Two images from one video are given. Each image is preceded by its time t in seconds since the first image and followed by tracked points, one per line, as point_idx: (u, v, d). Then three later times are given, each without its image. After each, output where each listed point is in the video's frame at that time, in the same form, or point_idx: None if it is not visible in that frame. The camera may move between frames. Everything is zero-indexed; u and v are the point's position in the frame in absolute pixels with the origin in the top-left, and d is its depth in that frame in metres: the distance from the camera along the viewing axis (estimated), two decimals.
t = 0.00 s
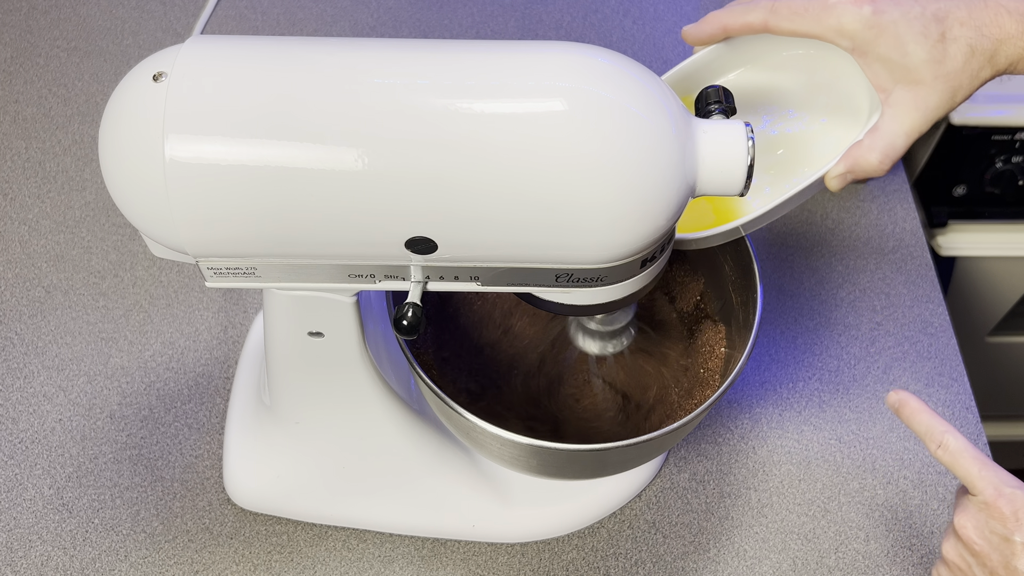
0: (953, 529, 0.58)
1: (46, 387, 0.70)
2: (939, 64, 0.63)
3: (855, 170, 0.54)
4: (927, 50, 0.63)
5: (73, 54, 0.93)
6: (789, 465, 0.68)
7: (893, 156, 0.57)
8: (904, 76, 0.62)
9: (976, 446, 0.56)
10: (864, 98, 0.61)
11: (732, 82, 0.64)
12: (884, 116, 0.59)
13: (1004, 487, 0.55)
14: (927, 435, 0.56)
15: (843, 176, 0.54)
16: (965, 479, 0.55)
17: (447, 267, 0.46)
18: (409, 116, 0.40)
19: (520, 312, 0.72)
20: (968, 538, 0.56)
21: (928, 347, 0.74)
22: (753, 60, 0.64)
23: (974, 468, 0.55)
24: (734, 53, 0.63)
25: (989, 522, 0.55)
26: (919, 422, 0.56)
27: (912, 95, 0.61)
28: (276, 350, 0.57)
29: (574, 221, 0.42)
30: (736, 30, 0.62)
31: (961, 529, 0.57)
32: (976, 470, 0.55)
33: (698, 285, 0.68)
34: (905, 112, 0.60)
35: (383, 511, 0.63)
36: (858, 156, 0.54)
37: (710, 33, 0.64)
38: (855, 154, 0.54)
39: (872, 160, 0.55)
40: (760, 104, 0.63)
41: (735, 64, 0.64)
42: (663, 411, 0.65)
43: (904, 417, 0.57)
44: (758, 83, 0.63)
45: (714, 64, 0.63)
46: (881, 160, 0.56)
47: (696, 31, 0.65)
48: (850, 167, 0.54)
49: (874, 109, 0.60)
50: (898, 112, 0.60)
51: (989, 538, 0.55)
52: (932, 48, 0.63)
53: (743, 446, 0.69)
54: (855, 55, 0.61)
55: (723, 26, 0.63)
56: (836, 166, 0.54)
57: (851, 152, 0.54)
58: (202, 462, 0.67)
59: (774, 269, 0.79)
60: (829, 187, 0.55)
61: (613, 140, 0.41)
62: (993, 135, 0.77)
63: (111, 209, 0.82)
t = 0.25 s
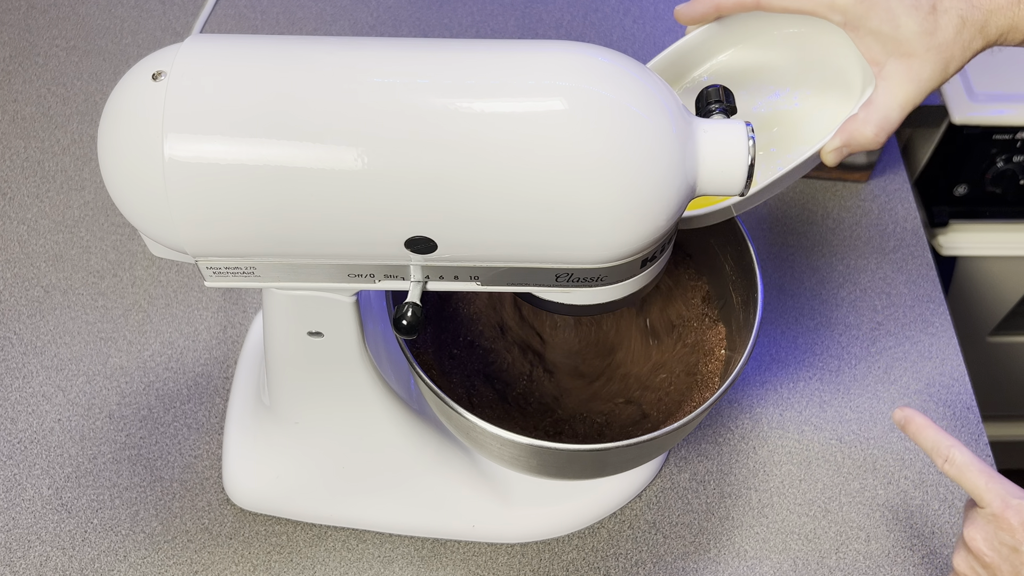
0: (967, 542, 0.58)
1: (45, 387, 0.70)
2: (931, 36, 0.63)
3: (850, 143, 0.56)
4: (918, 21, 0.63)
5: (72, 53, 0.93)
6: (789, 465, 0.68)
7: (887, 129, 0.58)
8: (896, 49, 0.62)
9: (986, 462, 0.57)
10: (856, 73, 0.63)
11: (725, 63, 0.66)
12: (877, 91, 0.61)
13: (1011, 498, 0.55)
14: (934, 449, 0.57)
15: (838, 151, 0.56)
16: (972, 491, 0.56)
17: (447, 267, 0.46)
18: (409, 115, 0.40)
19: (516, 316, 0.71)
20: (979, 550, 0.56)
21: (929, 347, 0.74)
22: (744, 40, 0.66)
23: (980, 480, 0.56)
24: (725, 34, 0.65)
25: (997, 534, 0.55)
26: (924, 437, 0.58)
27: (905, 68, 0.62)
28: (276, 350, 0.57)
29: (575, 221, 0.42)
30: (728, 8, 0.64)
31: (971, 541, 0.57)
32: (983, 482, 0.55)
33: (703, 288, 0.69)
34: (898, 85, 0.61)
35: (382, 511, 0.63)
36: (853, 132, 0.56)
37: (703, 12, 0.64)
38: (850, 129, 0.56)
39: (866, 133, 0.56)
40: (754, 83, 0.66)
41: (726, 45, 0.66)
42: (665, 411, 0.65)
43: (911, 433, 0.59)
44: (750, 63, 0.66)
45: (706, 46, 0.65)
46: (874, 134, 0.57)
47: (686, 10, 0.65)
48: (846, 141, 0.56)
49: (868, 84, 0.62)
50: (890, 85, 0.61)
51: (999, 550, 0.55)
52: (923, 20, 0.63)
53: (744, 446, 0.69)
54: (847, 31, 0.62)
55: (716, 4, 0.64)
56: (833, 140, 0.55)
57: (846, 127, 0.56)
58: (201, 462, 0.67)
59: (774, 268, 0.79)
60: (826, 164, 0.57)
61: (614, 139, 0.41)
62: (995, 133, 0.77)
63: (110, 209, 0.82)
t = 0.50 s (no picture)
0: (969, 561, 0.58)
1: (44, 387, 0.70)
2: (922, 19, 0.64)
3: (848, 131, 0.56)
4: (909, 5, 0.64)
5: (71, 53, 0.93)
6: (790, 466, 0.68)
7: (886, 112, 0.58)
8: (889, 34, 0.63)
9: (985, 482, 0.58)
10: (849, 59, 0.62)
11: (714, 55, 0.66)
12: (873, 76, 0.61)
13: (1009, 513, 0.56)
14: (932, 468, 0.59)
15: (836, 139, 0.56)
16: (971, 509, 0.57)
17: (447, 266, 0.46)
18: (408, 115, 0.40)
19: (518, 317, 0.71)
20: (980, 566, 0.56)
21: (931, 347, 0.74)
22: (733, 31, 0.65)
23: (978, 497, 0.57)
24: (713, 28, 0.65)
25: (998, 549, 0.56)
26: (922, 457, 0.60)
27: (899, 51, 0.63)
28: (276, 350, 0.57)
29: (576, 221, 0.42)
30: (718, 4, 0.63)
31: (972, 558, 0.57)
32: (980, 499, 0.57)
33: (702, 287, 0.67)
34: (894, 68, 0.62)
35: (382, 511, 0.63)
36: (851, 119, 0.56)
37: (692, 9, 0.64)
38: (847, 116, 0.56)
39: (865, 120, 0.56)
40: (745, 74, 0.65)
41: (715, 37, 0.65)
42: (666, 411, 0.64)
43: (908, 454, 0.60)
44: (740, 54, 0.65)
45: (694, 41, 0.65)
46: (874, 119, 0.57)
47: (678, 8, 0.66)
48: (844, 129, 0.56)
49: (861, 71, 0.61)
50: (885, 70, 0.62)
51: (1000, 565, 0.55)
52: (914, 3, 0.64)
53: (744, 446, 0.69)
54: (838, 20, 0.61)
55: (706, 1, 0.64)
56: (830, 129, 0.56)
57: (844, 113, 0.56)
58: (200, 463, 0.67)
59: (775, 268, 0.79)
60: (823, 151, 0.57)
61: (614, 139, 0.41)
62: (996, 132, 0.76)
63: (109, 208, 0.82)
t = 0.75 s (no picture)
0: (969, 561, 0.58)
1: (43, 387, 0.70)
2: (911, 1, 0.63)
3: (844, 119, 0.57)
4: None
5: (70, 52, 0.92)
6: (790, 466, 0.67)
7: (882, 98, 0.58)
8: (878, 19, 0.62)
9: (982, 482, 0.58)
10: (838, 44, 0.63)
11: (701, 50, 0.67)
12: (865, 63, 0.61)
13: (1008, 513, 0.56)
14: (929, 471, 0.59)
15: (832, 128, 0.57)
16: (969, 509, 0.57)
17: (447, 266, 0.46)
18: (408, 114, 0.40)
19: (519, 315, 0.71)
20: (981, 566, 0.56)
21: (931, 347, 0.73)
22: (718, 24, 0.66)
23: (977, 497, 0.57)
24: (697, 25, 0.66)
25: (998, 548, 0.56)
26: (919, 460, 0.59)
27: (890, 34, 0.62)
28: (275, 350, 0.57)
29: (576, 221, 0.42)
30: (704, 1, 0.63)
31: (972, 558, 0.57)
32: (978, 499, 0.57)
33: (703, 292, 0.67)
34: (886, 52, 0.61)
35: (381, 512, 0.63)
36: (845, 108, 0.56)
37: (678, 8, 0.64)
38: (842, 105, 0.56)
39: (860, 108, 0.57)
40: (734, 66, 0.67)
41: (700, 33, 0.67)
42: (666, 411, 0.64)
43: (905, 456, 0.60)
44: (727, 47, 0.67)
45: (680, 38, 0.66)
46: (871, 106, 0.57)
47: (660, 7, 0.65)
48: (839, 118, 0.56)
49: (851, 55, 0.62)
50: (878, 55, 0.61)
51: (1000, 564, 0.55)
52: None
53: (745, 447, 0.69)
54: (825, 6, 0.62)
55: None
56: (825, 120, 0.56)
57: (838, 103, 0.57)
58: (200, 463, 0.67)
59: (775, 268, 0.79)
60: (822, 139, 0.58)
61: (614, 139, 0.41)
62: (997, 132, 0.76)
63: (108, 208, 0.82)
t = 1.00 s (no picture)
0: (977, 547, 0.58)
1: (42, 387, 0.70)
2: None
3: (843, 100, 0.57)
4: None
5: (69, 51, 0.92)
6: (790, 466, 0.67)
7: (880, 80, 0.58)
8: None
9: (989, 469, 0.58)
10: (831, 25, 0.63)
11: (696, 38, 0.67)
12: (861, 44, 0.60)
13: (1016, 499, 0.56)
14: (937, 460, 0.59)
15: (830, 110, 0.57)
16: (978, 497, 0.57)
17: (447, 265, 0.46)
18: (407, 113, 0.40)
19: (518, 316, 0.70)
20: (990, 552, 0.57)
21: (932, 347, 0.73)
22: (712, 11, 0.66)
23: (985, 484, 0.57)
24: (691, 12, 0.66)
25: (1006, 534, 0.56)
26: (927, 449, 0.60)
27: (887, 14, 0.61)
28: (274, 349, 0.57)
29: (576, 221, 0.42)
30: None
31: (982, 544, 0.57)
32: (987, 486, 0.57)
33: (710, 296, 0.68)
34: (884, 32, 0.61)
35: (381, 512, 0.63)
36: (843, 89, 0.57)
37: None
38: (840, 86, 0.56)
39: (858, 89, 0.57)
40: (730, 51, 0.68)
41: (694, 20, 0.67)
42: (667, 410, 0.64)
43: (913, 445, 0.61)
44: (721, 33, 0.67)
45: (675, 25, 0.67)
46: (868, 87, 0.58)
47: None
48: (837, 99, 0.57)
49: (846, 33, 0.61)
50: (875, 36, 0.61)
51: (1009, 550, 0.55)
52: None
53: (745, 447, 0.68)
54: None
55: None
56: (823, 102, 0.57)
57: (836, 84, 0.57)
58: (199, 463, 0.67)
59: (776, 267, 0.79)
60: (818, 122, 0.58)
61: (614, 137, 0.40)
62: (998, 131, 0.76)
63: (107, 208, 0.81)
